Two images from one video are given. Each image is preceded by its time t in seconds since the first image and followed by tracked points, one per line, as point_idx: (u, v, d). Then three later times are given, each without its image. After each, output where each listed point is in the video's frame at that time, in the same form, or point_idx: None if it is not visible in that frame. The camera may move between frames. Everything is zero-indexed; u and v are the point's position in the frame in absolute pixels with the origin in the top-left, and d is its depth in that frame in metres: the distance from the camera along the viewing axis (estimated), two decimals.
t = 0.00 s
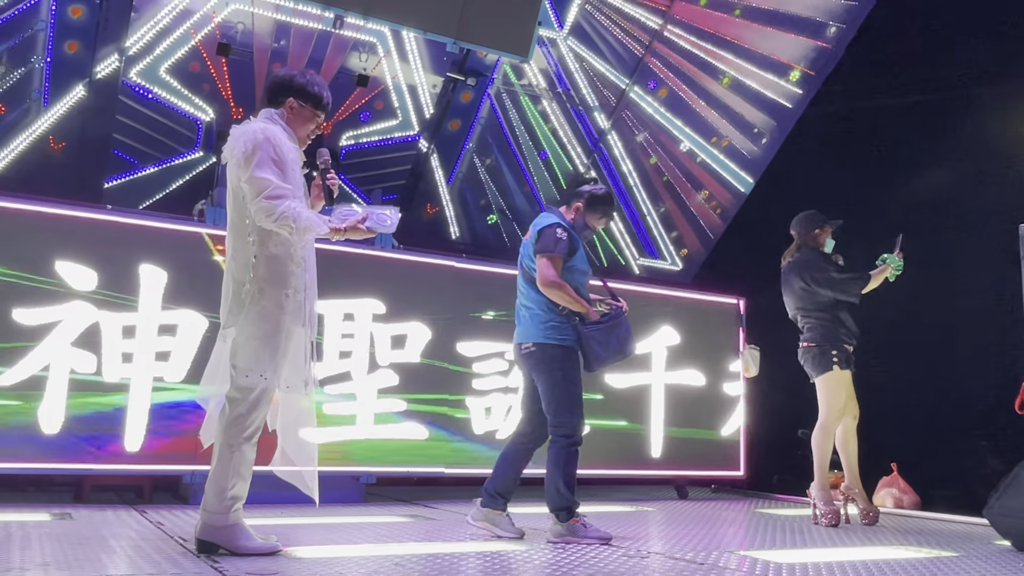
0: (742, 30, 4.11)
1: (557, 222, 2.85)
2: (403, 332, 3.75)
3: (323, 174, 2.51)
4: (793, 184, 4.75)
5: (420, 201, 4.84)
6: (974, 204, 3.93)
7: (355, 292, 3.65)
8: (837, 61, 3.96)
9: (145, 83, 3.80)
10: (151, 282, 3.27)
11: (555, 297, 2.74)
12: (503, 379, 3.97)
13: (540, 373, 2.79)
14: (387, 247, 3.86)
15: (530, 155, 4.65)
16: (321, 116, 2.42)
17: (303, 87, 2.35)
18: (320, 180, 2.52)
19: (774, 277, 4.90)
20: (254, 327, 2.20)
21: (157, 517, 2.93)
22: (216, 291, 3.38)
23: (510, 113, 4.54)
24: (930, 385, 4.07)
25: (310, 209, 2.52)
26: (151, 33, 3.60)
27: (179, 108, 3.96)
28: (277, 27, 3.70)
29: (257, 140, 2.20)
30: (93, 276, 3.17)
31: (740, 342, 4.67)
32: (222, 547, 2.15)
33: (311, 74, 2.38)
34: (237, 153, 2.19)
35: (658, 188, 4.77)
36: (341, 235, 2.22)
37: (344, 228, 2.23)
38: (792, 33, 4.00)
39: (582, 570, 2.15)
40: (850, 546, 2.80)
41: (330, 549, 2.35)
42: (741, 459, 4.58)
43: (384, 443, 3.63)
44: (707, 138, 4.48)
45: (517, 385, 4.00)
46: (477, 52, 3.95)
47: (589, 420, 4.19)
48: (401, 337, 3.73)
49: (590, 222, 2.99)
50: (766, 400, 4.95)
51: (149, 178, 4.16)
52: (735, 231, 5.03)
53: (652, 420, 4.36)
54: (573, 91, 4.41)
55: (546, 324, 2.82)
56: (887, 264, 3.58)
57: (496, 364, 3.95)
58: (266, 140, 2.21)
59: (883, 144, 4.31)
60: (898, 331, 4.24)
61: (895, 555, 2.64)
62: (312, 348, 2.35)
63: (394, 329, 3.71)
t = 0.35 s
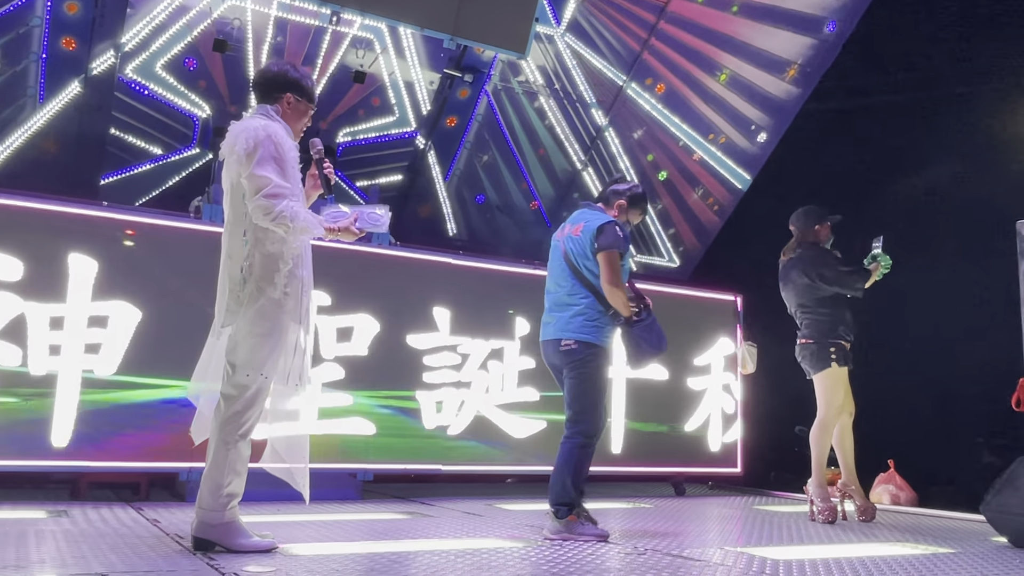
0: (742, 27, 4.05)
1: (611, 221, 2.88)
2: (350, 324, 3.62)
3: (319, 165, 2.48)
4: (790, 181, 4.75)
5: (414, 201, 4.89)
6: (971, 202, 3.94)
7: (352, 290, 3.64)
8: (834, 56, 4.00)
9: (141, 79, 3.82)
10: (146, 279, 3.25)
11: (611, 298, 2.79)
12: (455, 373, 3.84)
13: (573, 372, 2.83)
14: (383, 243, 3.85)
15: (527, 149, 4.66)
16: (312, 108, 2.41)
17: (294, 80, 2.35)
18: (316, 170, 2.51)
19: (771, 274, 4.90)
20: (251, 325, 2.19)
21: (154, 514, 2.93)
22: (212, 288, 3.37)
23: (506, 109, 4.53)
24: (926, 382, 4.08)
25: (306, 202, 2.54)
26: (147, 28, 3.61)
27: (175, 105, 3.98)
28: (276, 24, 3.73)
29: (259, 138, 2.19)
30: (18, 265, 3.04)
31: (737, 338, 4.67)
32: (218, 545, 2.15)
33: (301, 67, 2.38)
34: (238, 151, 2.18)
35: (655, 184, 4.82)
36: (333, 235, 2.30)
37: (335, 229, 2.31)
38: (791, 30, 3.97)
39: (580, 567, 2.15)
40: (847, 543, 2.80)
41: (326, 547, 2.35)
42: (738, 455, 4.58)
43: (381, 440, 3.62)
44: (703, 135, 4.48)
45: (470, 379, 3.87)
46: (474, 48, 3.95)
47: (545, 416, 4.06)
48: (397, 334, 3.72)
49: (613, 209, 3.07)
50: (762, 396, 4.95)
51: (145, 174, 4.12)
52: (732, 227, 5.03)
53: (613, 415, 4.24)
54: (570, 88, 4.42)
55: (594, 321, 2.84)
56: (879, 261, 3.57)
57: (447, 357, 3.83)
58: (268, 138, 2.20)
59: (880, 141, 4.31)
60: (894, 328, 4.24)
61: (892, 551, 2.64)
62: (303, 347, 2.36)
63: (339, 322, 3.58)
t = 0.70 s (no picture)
0: (743, 27, 4.02)
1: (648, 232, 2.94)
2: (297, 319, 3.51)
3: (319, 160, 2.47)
4: (790, 179, 4.75)
5: (413, 199, 4.85)
6: (973, 198, 3.94)
7: (352, 288, 3.64)
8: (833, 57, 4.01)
9: (141, 78, 3.80)
10: (146, 279, 3.25)
11: (647, 306, 2.85)
12: (407, 368, 3.72)
13: (612, 375, 2.87)
14: (384, 242, 3.85)
15: (527, 148, 4.68)
16: (309, 103, 2.41)
17: (291, 76, 2.34)
18: (315, 165, 2.50)
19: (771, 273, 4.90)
20: (254, 325, 2.19)
21: (153, 513, 2.93)
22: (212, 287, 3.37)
23: (506, 108, 4.51)
24: (926, 380, 4.08)
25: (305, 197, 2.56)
26: (146, 27, 3.59)
27: (174, 103, 3.96)
28: (273, 21, 3.70)
29: (262, 137, 2.18)
30: None
31: (737, 337, 4.68)
32: (217, 543, 2.14)
33: (295, 63, 2.37)
34: (241, 149, 2.17)
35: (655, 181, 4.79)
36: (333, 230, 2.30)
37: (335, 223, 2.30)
38: (791, 29, 3.97)
39: (582, 566, 2.15)
40: (847, 542, 2.80)
41: (325, 545, 2.34)
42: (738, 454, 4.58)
43: (381, 439, 3.62)
44: (703, 133, 4.48)
45: (422, 374, 3.75)
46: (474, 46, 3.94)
47: (502, 413, 3.92)
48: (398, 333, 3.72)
49: (638, 217, 3.22)
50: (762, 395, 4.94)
51: (143, 173, 4.13)
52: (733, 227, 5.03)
53: (571, 411, 4.10)
54: (570, 87, 4.40)
55: (633, 331, 2.88)
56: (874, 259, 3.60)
57: (399, 352, 3.70)
58: (270, 137, 2.19)
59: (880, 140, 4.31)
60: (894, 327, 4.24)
61: (892, 550, 2.64)
62: (303, 346, 2.35)
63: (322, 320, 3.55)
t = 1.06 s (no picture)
0: (742, 24, 4.07)
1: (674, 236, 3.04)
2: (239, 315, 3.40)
3: (320, 158, 2.47)
4: (793, 180, 4.74)
5: (419, 199, 4.80)
6: (976, 198, 3.93)
7: (354, 290, 3.63)
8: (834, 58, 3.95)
9: (143, 79, 3.80)
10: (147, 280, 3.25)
11: (674, 303, 2.95)
12: (360, 366, 3.60)
13: (660, 380, 2.97)
14: (385, 243, 3.84)
15: (529, 149, 4.70)
16: (308, 102, 2.40)
17: (288, 76, 2.34)
18: (316, 164, 2.51)
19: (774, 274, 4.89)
20: (255, 326, 2.19)
21: (156, 514, 2.93)
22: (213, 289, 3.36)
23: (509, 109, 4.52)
24: (929, 381, 4.07)
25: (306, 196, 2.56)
26: (149, 28, 3.60)
27: (177, 104, 3.95)
28: (275, 22, 3.72)
29: (261, 138, 2.18)
30: None
31: (740, 338, 4.67)
32: (220, 545, 2.14)
33: (292, 62, 2.37)
34: (240, 150, 2.17)
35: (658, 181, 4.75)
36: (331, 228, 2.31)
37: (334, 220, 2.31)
38: (792, 28, 3.96)
39: (585, 567, 2.15)
40: (850, 543, 2.79)
41: (327, 546, 2.34)
42: (741, 455, 4.57)
43: (384, 440, 3.62)
44: (706, 134, 4.45)
45: (377, 372, 3.64)
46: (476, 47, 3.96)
47: (461, 412, 3.82)
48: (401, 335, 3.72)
49: (667, 224, 3.25)
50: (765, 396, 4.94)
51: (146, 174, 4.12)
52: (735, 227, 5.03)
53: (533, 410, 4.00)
54: (572, 88, 4.43)
55: (665, 332, 2.99)
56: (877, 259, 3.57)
57: (351, 349, 3.59)
58: (269, 138, 2.19)
59: (882, 141, 4.30)
60: (897, 328, 4.23)
61: (895, 550, 2.63)
62: (304, 347, 2.36)
63: (324, 321, 3.55)
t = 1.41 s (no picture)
0: (743, 28, 4.26)
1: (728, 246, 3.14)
2: (181, 313, 3.30)
3: (320, 161, 2.49)
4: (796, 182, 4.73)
5: (421, 205, 4.80)
6: (979, 200, 3.92)
7: (357, 293, 3.63)
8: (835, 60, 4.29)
9: (147, 83, 3.81)
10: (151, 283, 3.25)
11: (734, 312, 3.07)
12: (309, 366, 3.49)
13: (715, 386, 3.05)
14: (389, 246, 3.84)
15: (531, 151, 4.68)
16: (309, 105, 2.41)
17: (289, 79, 2.35)
18: (318, 168, 2.51)
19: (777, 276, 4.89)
20: (256, 329, 2.19)
21: (159, 517, 2.93)
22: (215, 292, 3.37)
23: (511, 112, 4.54)
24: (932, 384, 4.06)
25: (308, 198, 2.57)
26: (152, 32, 3.62)
27: (180, 108, 3.96)
28: (278, 26, 3.74)
29: (261, 142, 2.19)
30: None
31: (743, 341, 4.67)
32: (224, 548, 2.15)
33: (292, 66, 2.37)
34: (240, 154, 2.18)
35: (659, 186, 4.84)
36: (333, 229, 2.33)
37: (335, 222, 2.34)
38: (794, 32, 4.22)
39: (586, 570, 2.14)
40: (853, 545, 2.79)
41: (332, 549, 2.34)
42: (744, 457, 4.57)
43: (387, 443, 3.62)
44: (707, 136, 4.66)
45: (326, 372, 3.52)
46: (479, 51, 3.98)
47: (464, 414, 3.82)
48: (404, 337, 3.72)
49: (710, 230, 3.36)
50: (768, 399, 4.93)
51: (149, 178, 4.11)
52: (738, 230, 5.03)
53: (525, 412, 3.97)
54: (574, 90, 4.47)
55: (726, 341, 3.08)
56: (880, 261, 3.53)
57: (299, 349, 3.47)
58: (269, 142, 2.20)
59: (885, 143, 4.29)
60: (901, 330, 4.22)
61: (898, 553, 2.63)
62: (305, 350, 2.35)
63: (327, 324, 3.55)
